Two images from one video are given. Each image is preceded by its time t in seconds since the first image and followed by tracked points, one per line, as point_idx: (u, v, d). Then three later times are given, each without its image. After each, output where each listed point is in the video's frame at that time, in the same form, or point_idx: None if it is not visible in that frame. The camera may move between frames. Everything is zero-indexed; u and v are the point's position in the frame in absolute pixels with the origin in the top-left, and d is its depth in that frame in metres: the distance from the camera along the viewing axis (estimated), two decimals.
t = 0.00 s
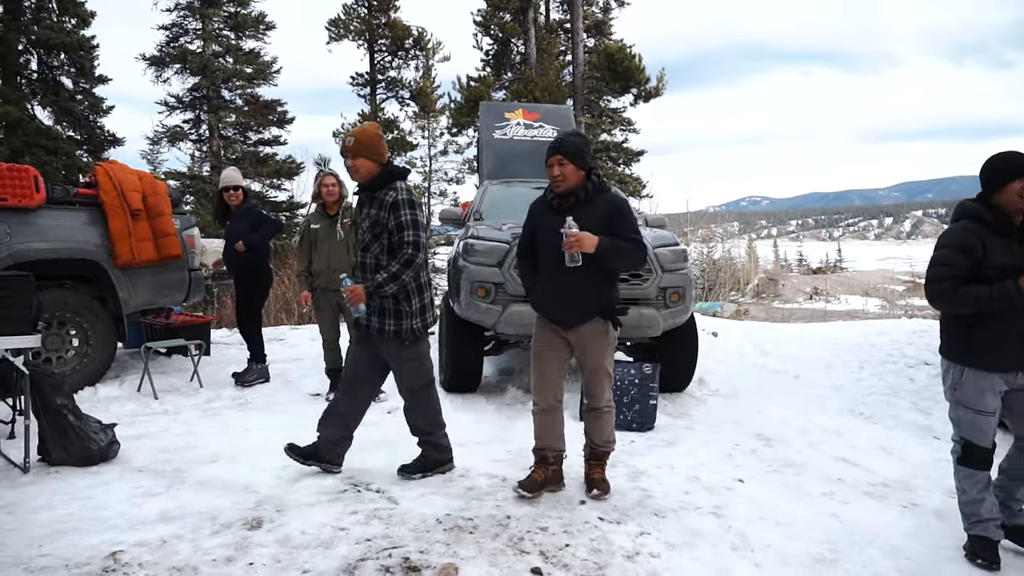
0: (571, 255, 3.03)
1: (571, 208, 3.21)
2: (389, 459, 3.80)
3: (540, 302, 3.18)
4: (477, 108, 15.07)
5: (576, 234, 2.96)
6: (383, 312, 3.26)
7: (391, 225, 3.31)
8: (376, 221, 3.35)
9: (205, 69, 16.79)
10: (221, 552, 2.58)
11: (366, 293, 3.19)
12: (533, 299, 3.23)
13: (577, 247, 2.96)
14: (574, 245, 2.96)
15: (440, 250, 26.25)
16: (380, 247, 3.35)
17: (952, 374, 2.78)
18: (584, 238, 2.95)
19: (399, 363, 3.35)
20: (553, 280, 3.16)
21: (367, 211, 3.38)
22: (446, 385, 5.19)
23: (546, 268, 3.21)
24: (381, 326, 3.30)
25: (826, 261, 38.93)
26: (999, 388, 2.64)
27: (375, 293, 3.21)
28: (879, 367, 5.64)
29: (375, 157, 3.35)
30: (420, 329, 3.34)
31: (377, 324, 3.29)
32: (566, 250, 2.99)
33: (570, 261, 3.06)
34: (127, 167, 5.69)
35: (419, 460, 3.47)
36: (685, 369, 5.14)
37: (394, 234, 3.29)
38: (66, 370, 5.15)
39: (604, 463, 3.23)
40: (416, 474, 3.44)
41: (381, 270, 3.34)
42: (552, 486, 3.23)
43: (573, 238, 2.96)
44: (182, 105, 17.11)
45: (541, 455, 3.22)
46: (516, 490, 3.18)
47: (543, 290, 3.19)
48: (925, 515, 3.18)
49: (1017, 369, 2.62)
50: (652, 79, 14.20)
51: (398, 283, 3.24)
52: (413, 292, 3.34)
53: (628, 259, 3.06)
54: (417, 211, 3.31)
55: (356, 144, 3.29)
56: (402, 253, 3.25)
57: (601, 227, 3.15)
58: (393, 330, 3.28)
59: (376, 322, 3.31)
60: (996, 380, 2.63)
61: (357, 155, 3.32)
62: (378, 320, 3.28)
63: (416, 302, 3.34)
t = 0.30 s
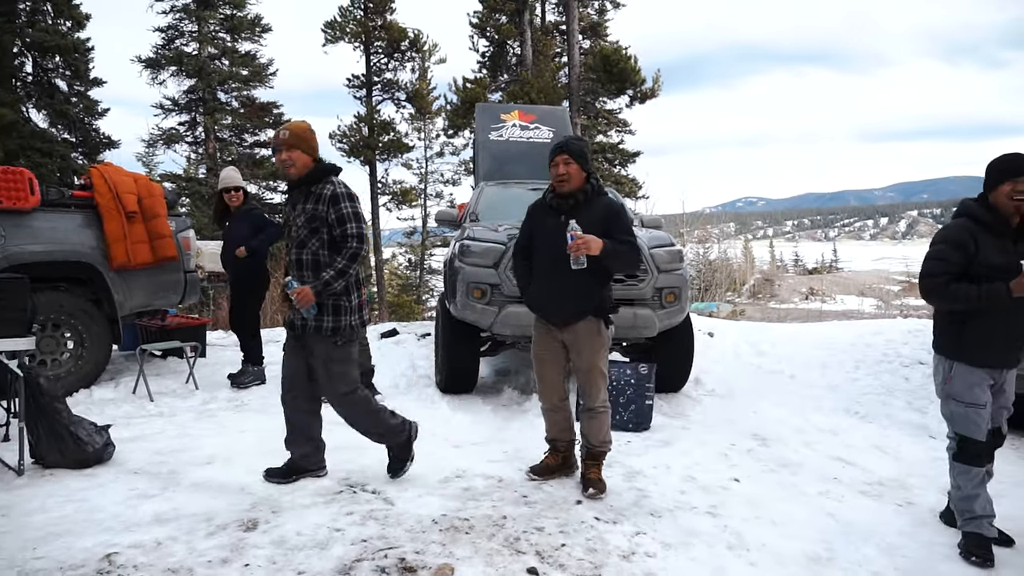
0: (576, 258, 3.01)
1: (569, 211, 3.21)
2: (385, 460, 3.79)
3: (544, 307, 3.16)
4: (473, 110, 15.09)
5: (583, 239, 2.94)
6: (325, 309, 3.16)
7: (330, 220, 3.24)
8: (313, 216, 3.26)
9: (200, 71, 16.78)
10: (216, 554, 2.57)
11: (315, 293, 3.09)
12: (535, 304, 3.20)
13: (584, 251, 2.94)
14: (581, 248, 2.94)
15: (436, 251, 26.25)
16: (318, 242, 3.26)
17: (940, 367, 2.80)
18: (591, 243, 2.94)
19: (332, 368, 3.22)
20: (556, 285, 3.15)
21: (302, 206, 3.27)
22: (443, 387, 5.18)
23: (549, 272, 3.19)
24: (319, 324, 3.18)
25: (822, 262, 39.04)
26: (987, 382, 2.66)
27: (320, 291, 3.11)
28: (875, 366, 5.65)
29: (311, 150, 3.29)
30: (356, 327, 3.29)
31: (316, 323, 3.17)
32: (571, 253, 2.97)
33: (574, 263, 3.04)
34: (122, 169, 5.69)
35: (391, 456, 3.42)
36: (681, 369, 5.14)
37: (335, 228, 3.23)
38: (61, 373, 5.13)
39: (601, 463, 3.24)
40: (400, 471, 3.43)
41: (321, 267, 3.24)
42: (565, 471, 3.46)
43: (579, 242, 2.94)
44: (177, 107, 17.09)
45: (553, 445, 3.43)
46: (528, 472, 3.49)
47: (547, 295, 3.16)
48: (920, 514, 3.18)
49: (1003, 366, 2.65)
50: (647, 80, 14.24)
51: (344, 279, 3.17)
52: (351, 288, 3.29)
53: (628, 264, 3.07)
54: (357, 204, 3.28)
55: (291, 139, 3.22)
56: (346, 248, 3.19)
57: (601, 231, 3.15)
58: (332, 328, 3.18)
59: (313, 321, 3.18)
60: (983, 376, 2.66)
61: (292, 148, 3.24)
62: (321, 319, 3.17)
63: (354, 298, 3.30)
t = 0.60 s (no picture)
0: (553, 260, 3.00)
1: (549, 213, 3.21)
2: (379, 458, 3.79)
3: (530, 311, 3.15)
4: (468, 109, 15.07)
5: (560, 240, 2.92)
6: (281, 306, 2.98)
7: (288, 215, 3.09)
8: (268, 210, 3.07)
9: (194, 68, 16.70)
10: (209, 552, 2.56)
11: (272, 287, 2.90)
12: (524, 309, 3.20)
13: (562, 253, 2.92)
14: (559, 251, 2.92)
15: (431, 250, 26.22)
16: (273, 238, 3.08)
17: (933, 366, 2.83)
18: (567, 244, 2.91)
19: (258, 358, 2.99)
20: (541, 290, 3.14)
21: (257, 200, 3.09)
22: (437, 386, 5.18)
23: (533, 276, 3.19)
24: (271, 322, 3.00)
25: (816, 262, 39.20)
26: (980, 379, 2.68)
27: (278, 287, 2.93)
28: (868, 366, 5.68)
29: (262, 143, 3.10)
30: (307, 326, 3.16)
31: (268, 320, 2.99)
32: (548, 254, 2.96)
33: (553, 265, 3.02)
34: (115, 167, 5.66)
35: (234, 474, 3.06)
36: (675, 369, 5.15)
37: (293, 224, 3.08)
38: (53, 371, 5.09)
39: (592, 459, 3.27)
40: (234, 499, 3.04)
41: (276, 264, 3.07)
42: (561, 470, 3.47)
43: (557, 244, 2.92)
44: (171, 105, 17.02)
45: (546, 443, 3.44)
46: (522, 472, 3.51)
47: (532, 300, 3.15)
48: (912, 513, 3.20)
49: (992, 362, 2.66)
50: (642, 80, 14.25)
51: (303, 275, 3.02)
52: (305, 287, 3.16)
53: (606, 264, 3.05)
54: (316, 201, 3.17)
55: (250, 128, 3.01)
56: (306, 243, 3.05)
57: (579, 232, 3.13)
58: (284, 326, 3.02)
59: (265, 319, 2.99)
60: (974, 372, 2.68)
61: (245, 140, 3.03)
62: (277, 315, 2.99)
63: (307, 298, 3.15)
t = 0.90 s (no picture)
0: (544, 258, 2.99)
1: (540, 214, 3.21)
2: (381, 456, 3.79)
3: (525, 311, 3.16)
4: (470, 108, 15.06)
5: (550, 237, 2.91)
6: (240, 310, 2.86)
7: (251, 214, 2.94)
8: (229, 206, 2.91)
9: (197, 67, 16.71)
10: (210, 549, 2.57)
11: (233, 291, 2.78)
12: (519, 308, 3.20)
13: (552, 250, 2.91)
14: (549, 248, 2.91)
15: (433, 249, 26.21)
16: (232, 235, 2.93)
17: (945, 365, 2.82)
18: (557, 241, 2.90)
19: (213, 370, 2.88)
20: (534, 288, 3.14)
21: (217, 193, 2.92)
22: (439, 385, 5.18)
23: (526, 276, 3.18)
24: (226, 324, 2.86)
25: (818, 262, 39.18)
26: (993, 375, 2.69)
27: (238, 291, 2.81)
28: (869, 367, 5.67)
29: (230, 134, 2.96)
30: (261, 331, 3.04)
31: (223, 324, 2.85)
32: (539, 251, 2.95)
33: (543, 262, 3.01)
34: (117, 165, 5.74)
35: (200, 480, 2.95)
36: (677, 369, 5.15)
37: (255, 223, 2.94)
38: (55, 368, 5.10)
39: (572, 466, 3.15)
40: (203, 506, 2.93)
41: (235, 264, 2.93)
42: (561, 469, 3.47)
43: (547, 241, 2.91)
44: (174, 103, 17.03)
45: (546, 442, 3.45)
46: (523, 471, 3.53)
47: (527, 299, 3.16)
48: (913, 513, 3.20)
49: (1004, 359, 2.67)
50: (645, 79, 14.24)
51: (264, 278, 2.91)
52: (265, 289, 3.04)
53: (597, 262, 3.04)
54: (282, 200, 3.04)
55: (223, 116, 2.88)
56: (269, 245, 2.93)
57: (570, 232, 3.13)
58: (240, 330, 2.89)
59: (220, 322, 2.85)
60: (987, 370, 2.68)
61: (213, 128, 2.87)
62: (235, 319, 2.87)
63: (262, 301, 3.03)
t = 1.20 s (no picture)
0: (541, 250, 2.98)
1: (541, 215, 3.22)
2: (382, 457, 3.79)
3: (523, 310, 3.17)
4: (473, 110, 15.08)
5: (548, 228, 2.91)
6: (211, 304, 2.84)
7: (219, 206, 2.93)
8: (198, 199, 2.89)
9: (200, 68, 16.74)
10: (212, 549, 2.57)
11: (204, 284, 2.75)
12: (518, 306, 3.20)
13: (549, 241, 2.90)
14: (546, 239, 2.90)
15: (435, 250, 26.21)
16: (201, 229, 2.89)
17: (962, 376, 2.81)
18: (555, 233, 2.90)
19: (203, 372, 2.88)
20: (534, 286, 3.14)
21: (184, 186, 2.87)
22: (440, 386, 5.18)
23: (526, 276, 3.18)
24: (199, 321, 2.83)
25: (819, 265, 39.16)
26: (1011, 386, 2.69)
27: (211, 284, 2.78)
28: (870, 370, 5.67)
29: (191, 124, 2.90)
30: (230, 327, 3.01)
31: (195, 321, 2.81)
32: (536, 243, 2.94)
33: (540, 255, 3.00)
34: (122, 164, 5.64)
35: (202, 481, 2.95)
36: (678, 371, 5.15)
37: (225, 215, 2.93)
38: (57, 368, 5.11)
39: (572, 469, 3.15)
40: (205, 505, 2.93)
41: (204, 259, 2.89)
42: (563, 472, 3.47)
43: (545, 232, 2.90)
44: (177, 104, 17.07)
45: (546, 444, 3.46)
46: (524, 472, 3.54)
47: (527, 296, 3.15)
48: (913, 516, 3.20)
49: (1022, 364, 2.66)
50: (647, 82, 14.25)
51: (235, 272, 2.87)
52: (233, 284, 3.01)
53: (593, 261, 3.02)
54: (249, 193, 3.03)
55: (183, 105, 2.80)
56: (239, 236, 2.90)
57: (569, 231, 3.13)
58: (213, 326, 2.86)
59: (193, 319, 2.81)
60: (1004, 378, 2.68)
61: (175, 118, 2.81)
62: (206, 316, 2.84)
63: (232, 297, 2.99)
